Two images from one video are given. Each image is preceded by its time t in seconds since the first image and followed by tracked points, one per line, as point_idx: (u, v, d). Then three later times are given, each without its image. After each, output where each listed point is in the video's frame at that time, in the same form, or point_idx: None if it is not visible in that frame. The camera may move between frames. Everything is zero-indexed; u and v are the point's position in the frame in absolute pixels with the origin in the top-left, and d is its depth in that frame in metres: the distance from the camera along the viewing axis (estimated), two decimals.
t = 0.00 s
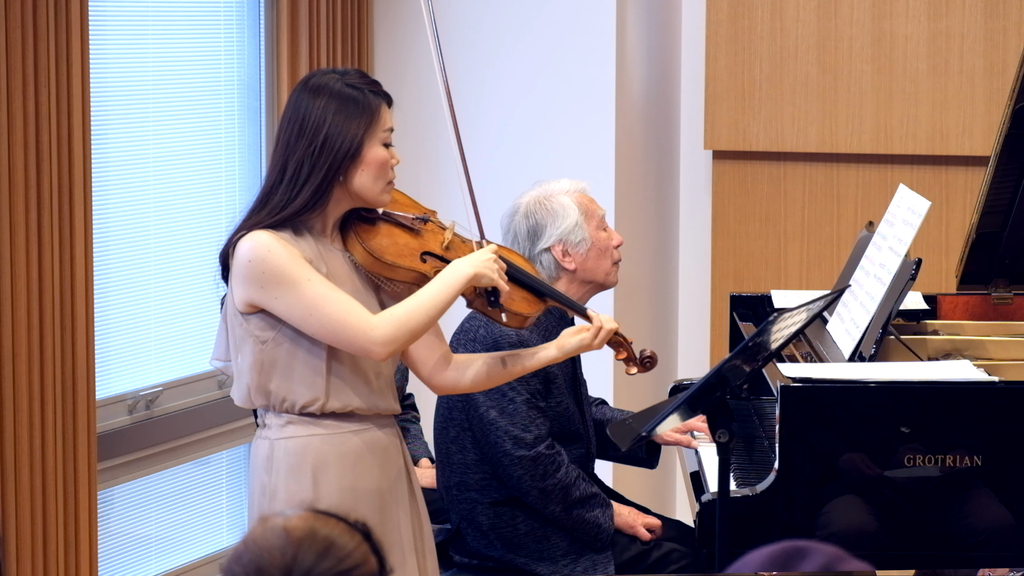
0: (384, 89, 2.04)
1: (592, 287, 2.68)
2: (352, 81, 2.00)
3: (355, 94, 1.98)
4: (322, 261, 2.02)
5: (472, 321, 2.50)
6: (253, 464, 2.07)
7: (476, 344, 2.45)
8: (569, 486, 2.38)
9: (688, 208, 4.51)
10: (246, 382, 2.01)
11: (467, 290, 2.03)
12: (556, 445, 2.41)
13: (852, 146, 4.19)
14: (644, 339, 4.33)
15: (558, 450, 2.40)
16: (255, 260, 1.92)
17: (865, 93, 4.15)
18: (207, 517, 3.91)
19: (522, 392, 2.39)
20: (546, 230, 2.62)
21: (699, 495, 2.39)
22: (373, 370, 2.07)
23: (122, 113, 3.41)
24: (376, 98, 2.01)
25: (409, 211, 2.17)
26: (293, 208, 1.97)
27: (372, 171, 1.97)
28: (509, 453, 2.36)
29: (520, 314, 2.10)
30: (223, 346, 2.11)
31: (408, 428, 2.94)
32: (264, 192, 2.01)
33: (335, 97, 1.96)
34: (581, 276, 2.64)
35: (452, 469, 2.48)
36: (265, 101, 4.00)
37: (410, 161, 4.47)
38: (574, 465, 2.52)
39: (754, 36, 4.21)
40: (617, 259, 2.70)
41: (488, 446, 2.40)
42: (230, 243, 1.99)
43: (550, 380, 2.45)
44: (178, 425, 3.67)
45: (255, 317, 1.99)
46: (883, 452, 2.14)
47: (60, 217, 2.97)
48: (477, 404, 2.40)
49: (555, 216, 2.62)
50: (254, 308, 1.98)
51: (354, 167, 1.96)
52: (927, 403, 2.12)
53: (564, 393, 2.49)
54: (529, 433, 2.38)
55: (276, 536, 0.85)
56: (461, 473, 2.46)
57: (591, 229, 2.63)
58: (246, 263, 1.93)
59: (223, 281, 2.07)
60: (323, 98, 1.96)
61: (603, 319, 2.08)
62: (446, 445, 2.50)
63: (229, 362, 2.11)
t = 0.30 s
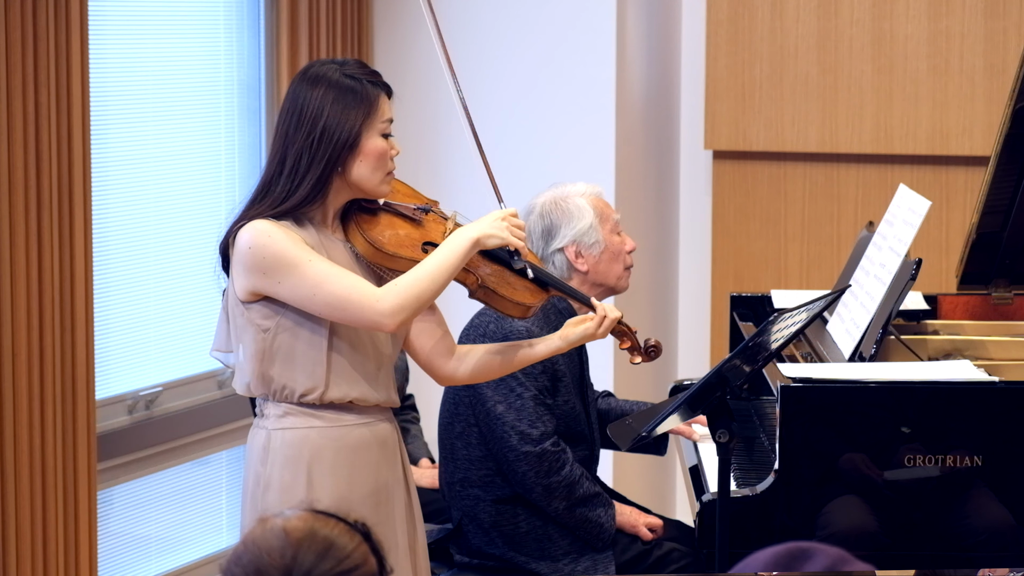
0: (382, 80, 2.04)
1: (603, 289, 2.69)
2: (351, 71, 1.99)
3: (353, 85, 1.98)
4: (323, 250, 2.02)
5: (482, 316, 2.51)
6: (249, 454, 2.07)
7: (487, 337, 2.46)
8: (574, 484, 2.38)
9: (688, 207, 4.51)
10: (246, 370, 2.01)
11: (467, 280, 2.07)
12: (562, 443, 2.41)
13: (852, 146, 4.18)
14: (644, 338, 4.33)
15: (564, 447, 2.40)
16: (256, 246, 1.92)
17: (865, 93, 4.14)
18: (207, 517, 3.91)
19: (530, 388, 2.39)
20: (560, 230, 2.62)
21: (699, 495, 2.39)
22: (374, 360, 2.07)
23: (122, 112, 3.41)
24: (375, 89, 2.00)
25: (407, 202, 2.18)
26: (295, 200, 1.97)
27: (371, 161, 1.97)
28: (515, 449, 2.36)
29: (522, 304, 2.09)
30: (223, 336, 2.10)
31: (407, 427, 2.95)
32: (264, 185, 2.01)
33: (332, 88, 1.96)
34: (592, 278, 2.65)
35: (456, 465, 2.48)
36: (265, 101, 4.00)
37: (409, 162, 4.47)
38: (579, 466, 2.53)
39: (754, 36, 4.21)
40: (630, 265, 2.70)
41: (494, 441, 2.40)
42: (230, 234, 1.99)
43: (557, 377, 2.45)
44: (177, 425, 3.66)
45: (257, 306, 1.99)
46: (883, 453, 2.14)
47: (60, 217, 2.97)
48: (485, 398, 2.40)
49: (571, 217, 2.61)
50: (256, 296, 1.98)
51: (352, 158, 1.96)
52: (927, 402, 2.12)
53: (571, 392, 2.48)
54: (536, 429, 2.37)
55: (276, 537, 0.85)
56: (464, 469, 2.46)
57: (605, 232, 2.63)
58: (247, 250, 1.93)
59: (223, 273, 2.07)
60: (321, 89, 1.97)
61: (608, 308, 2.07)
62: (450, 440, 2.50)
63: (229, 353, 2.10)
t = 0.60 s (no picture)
0: (387, 83, 2.03)
1: (601, 287, 2.67)
2: (354, 74, 1.99)
3: (355, 88, 1.97)
4: (319, 251, 2.01)
5: (483, 317, 2.51)
6: (246, 451, 2.08)
7: (488, 338, 2.46)
8: (574, 487, 2.38)
9: (688, 207, 4.51)
10: (242, 369, 2.02)
11: (469, 280, 2.06)
12: (561, 446, 2.41)
13: (852, 146, 4.19)
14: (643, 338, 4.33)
15: (564, 451, 2.40)
16: (249, 248, 1.92)
17: (865, 92, 4.15)
18: (207, 517, 3.91)
19: (530, 391, 2.39)
20: (555, 231, 2.62)
21: (699, 495, 2.39)
22: (371, 360, 2.05)
23: (121, 113, 3.41)
24: (377, 92, 1.99)
25: (412, 202, 2.20)
26: (290, 201, 1.97)
27: (370, 165, 1.97)
28: (516, 453, 2.36)
29: (527, 307, 2.10)
30: (223, 333, 2.11)
31: (408, 426, 2.95)
32: (264, 184, 2.02)
33: (333, 91, 1.96)
34: (590, 277, 2.64)
35: (456, 467, 2.48)
36: (265, 101, 4.00)
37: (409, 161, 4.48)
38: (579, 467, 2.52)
39: (754, 36, 4.21)
40: (627, 260, 2.69)
41: (494, 445, 2.40)
42: (228, 233, 1.99)
43: (557, 380, 2.44)
44: (177, 425, 3.66)
45: (252, 305, 1.99)
46: (883, 453, 2.14)
47: (60, 216, 2.97)
48: (485, 401, 2.40)
49: (564, 217, 2.62)
50: (251, 296, 1.98)
51: (351, 161, 1.96)
52: (927, 402, 2.12)
53: (571, 394, 2.48)
54: (536, 433, 2.37)
55: (276, 536, 0.84)
56: (464, 472, 2.46)
57: (599, 230, 2.63)
58: (241, 252, 1.93)
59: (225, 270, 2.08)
60: (322, 91, 1.96)
61: (617, 314, 2.07)
62: (451, 442, 2.50)
63: (229, 350, 2.11)
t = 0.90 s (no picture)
0: (389, 89, 2.02)
1: (590, 286, 2.68)
2: (356, 80, 1.98)
3: (356, 93, 1.96)
4: (317, 255, 2.01)
5: (471, 324, 2.50)
6: (248, 453, 2.07)
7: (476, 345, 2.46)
8: (568, 494, 2.38)
9: (688, 208, 4.51)
10: (241, 373, 2.02)
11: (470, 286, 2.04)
12: (554, 453, 2.41)
13: (853, 146, 4.18)
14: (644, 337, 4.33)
15: (557, 458, 2.39)
16: (246, 253, 1.92)
17: (865, 92, 4.15)
18: (207, 517, 3.91)
19: (519, 401, 2.37)
20: (540, 234, 2.62)
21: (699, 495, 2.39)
22: (371, 365, 2.06)
23: (121, 113, 3.41)
24: (379, 98, 1.98)
25: (415, 206, 2.17)
26: (289, 206, 1.97)
27: (370, 171, 1.96)
28: (508, 464, 2.35)
29: (529, 314, 2.09)
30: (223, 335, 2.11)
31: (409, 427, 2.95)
32: (263, 187, 2.02)
33: (334, 96, 1.95)
34: (578, 277, 2.64)
35: (451, 474, 2.47)
36: (265, 101, 4.00)
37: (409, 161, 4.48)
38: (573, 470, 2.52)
39: (754, 36, 4.21)
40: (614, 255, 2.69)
41: (486, 455, 2.39)
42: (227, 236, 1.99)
43: (548, 387, 2.44)
44: (177, 425, 3.67)
45: (251, 309, 1.99)
46: (883, 453, 2.14)
47: (60, 216, 2.97)
48: (475, 412, 2.39)
49: (548, 220, 2.61)
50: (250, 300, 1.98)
51: (350, 167, 1.96)
52: (927, 403, 2.12)
53: (563, 398, 2.48)
54: (527, 443, 2.37)
55: (276, 536, 0.84)
56: (460, 479, 2.45)
57: (584, 230, 2.62)
58: (238, 257, 1.93)
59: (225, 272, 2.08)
60: (323, 95, 1.96)
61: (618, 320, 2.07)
62: (444, 450, 2.48)
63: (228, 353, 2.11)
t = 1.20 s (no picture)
0: (396, 94, 2.02)
1: (575, 285, 2.67)
2: (363, 85, 1.98)
3: (364, 99, 1.97)
4: (324, 258, 2.01)
5: (459, 330, 2.50)
6: (255, 457, 2.07)
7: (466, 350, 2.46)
8: (565, 495, 2.38)
9: (688, 208, 4.51)
10: (248, 376, 2.03)
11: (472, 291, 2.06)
12: (548, 456, 2.40)
13: (853, 146, 4.19)
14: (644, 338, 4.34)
15: (551, 461, 2.39)
16: (254, 257, 1.92)
17: (865, 92, 4.15)
18: (207, 517, 3.91)
19: (509, 407, 2.36)
20: (524, 236, 2.58)
21: (699, 495, 2.39)
22: (377, 369, 2.06)
23: (121, 113, 3.41)
24: (386, 104, 1.99)
25: (417, 211, 2.17)
26: (296, 211, 1.97)
27: (376, 177, 1.96)
28: (501, 470, 2.34)
29: (528, 319, 2.09)
30: (228, 339, 2.12)
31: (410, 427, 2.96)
32: (270, 192, 2.02)
33: (342, 101, 1.96)
34: (569, 277, 2.63)
35: (447, 480, 2.46)
36: (266, 101, 4.00)
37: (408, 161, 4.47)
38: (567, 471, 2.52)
39: (754, 36, 4.21)
40: (598, 253, 2.68)
41: (479, 462, 2.38)
42: (233, 239, 1.99)
43: (538, 391, 2.44)
44: (177, 425, 3.67)
45: (257, 313, 2.00)
46: (883, 453, 2.14)
47: (60, 217, 2.97)
48: (465, 419, 2.38)
49: (531, 222, 2.57)
50: (256, 304, 1.98)
51: (357, 173, 1.96)
52: (927, 403, 2.12)
53: (554, 400, 2.48)
54: (520, 448, 2.36)
55: (276, 536, 0.85)
56: (456, 484, 2.45)
57: (568, 230, 2.60)
58: (246, 261, 1.93)
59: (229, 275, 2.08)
60: (332, 100, 1.96)
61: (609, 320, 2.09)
62: (439, 455, 2.47)
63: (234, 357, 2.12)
